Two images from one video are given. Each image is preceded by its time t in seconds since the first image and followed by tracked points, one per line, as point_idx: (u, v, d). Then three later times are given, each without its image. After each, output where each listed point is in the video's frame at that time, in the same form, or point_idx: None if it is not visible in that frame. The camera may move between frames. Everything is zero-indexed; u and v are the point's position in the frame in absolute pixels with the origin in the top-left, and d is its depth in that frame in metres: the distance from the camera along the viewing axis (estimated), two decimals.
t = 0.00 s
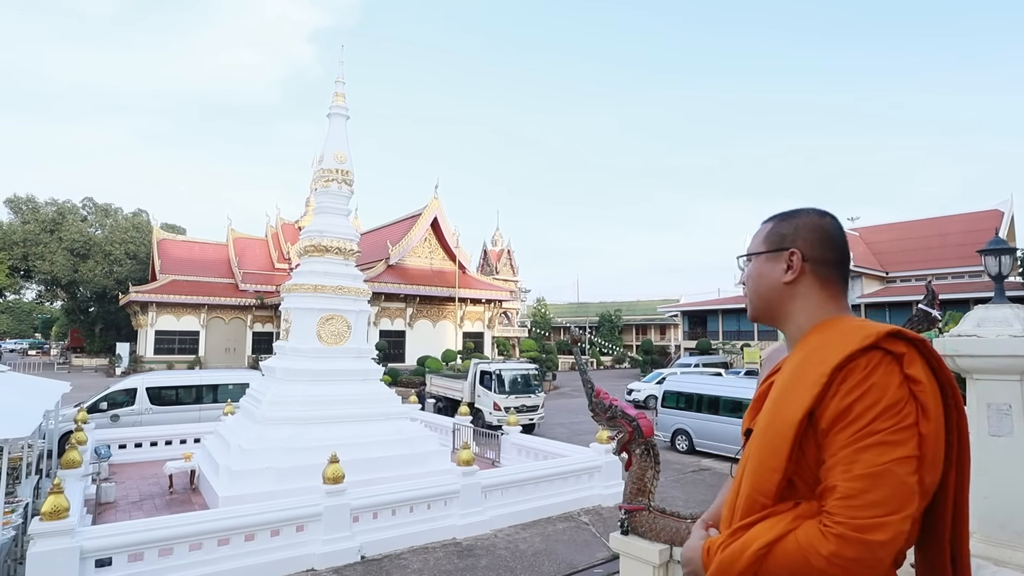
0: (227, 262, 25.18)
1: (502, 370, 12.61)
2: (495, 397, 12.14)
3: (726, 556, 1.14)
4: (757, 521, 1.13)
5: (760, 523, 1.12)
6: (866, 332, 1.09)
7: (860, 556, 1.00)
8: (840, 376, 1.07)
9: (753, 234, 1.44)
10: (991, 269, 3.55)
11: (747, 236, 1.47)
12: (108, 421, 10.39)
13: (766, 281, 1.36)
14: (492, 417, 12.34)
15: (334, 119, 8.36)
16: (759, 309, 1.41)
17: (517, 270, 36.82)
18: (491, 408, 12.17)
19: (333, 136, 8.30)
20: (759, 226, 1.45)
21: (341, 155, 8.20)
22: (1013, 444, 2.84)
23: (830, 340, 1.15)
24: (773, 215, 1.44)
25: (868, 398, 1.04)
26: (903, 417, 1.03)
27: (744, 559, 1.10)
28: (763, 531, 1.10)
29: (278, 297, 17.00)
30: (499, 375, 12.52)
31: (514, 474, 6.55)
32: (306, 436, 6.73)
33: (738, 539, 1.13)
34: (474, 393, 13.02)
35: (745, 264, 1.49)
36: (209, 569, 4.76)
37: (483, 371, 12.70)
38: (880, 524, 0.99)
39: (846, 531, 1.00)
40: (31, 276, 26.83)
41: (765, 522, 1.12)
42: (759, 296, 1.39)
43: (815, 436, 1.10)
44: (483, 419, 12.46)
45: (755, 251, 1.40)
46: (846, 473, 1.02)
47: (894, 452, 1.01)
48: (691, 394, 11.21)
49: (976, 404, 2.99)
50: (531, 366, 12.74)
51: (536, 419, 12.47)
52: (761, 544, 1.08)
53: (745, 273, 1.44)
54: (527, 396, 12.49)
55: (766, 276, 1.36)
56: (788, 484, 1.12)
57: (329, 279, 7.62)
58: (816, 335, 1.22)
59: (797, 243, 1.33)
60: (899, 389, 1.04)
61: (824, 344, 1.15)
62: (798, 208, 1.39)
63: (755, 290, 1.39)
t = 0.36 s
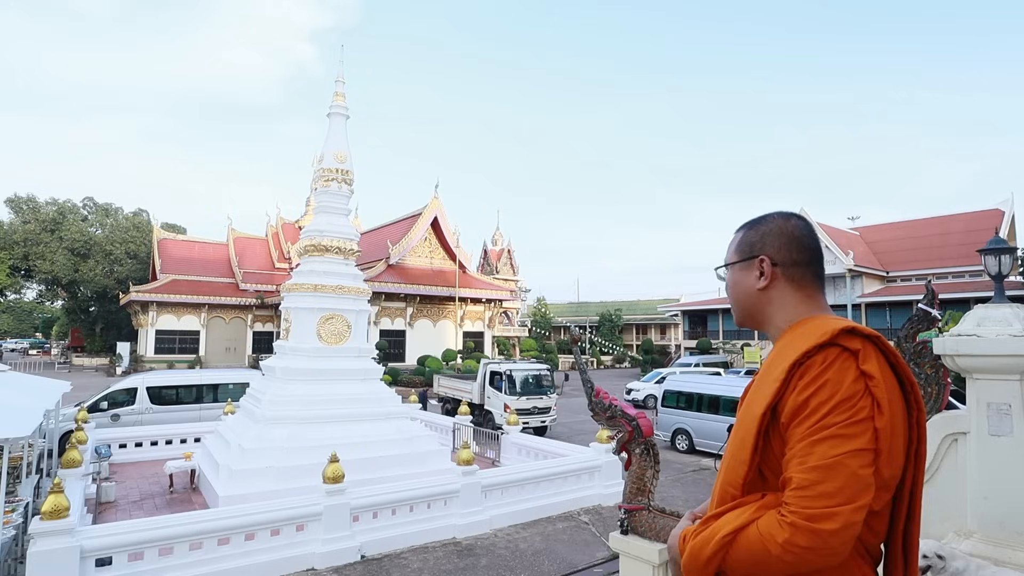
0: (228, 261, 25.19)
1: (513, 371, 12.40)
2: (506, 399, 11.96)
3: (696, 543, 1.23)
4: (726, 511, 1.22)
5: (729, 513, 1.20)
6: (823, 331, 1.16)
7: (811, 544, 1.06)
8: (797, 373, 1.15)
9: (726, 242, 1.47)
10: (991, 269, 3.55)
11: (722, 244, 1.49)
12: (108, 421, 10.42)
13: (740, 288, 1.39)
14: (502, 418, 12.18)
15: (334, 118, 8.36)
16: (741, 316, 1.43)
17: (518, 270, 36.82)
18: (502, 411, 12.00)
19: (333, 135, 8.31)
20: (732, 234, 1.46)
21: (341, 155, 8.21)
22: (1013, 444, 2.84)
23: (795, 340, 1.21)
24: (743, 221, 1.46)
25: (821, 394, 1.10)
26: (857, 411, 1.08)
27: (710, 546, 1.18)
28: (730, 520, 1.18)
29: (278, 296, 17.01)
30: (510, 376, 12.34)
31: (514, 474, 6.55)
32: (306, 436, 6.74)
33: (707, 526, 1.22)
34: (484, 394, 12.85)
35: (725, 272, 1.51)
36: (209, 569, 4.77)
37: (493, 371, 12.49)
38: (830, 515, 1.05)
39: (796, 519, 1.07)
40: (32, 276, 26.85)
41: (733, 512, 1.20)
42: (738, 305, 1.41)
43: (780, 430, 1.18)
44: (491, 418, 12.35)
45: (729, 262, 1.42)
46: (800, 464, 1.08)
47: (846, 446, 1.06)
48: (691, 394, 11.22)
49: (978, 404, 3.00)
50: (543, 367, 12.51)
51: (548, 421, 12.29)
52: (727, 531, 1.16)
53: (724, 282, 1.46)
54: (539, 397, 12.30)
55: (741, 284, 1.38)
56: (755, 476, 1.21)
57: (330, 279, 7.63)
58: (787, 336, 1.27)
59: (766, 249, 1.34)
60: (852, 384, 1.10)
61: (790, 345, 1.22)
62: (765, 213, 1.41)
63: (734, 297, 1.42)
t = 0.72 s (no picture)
0: (229, 261, 25.22)
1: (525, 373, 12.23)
2: (518, 401, 11.78)
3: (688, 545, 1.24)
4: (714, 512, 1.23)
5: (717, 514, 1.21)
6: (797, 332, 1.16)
7: (794, 543, 1.06)
8: (775, 373, 1.16)
9: (709, 244, 1.47)
10: (991, 268, 3.55)
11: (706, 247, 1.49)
12: (109, 420, 10.46)
13: (725, 290, 1.39)
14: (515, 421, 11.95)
15: (335, 118, 8.37)
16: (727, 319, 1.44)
17: (519, 270, 36.81)
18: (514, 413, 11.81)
19: (334, 135, 8.31)
20: (715, 236, 1.47)
21: (342, 155, 8.21)
22: (1014, 444, 2.84)
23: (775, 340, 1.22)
24: (725, 223, 1.46)
25: (799, 394, 1.11)
26: (835, 408, 1.08)
27: (699, 549, 1.20)
28: (719, 520, 1.19)
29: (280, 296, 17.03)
30: (521, 377, 12.15)
31: (515, 473, 6.56)
32: (308, 435, 6.76)
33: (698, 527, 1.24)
34: (495, 395, 12.68)
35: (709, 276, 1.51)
36: (211, 568, 4.79)
37: (504, 373, 12.34)
38: (811, 513, 1.05)
39: (777, 519, 1.07)
40: (33, 276, 26.90)
41: (722, 512, 1.21)
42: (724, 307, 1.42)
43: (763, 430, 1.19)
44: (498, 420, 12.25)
45: (713, 266, 1.42)
46: (780, 464, 1.09)
47: (825, 444, 1.06)
48: (692, 394, 11.21)
49: (978, 403, 3.00)
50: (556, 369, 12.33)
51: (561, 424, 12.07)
52: (715, 532, 1.17)
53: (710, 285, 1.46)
54: (552, 399, 12.07)
55: (726, 288, 1.38)
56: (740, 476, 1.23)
57: (331, 279, 7.64)
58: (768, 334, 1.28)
59: (750, 252, 1.34)
60: (829, 381, 1.10)
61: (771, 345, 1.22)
62: (745, 215, 1.41)
63: (720, 300, 1.42)
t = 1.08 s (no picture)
0: (231, 261, 25.25)
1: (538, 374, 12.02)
2: (532, 403, 11.57)
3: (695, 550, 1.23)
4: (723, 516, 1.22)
5: (724, 516, 1.21)
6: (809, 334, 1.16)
7: (805, 547, 1.06)
8: (786, 375, 1.15)
9: (711, 243, 1.46)
10: (993, 269, 3.54)
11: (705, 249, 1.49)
12: (112, 420, 10.49)
13: (727, 289, 1.39)
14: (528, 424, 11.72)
15: (336, 118, 8.37)
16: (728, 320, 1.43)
17: (520, 270, 36.79)
18: (528, 415, 11.59)
19: (335, 135, 8.32)
20: (716, 236, 1.45)
21: (343, 155, 8.23)
22: (1016, 445, 2.83)
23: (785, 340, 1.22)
24: (727, 222, 1.46)
25: (810, 395, 1.11)
26: (843, 411, 1.08)
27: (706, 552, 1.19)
28: (726, 522, 1.19)
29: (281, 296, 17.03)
30: (535, 378, 11.91)
31: (516, 473, 6.56)
32: (310, 435, 6.77)
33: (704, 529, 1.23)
34: (507, 398, 12.44)
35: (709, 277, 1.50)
36: (212, 567, 4.79)
37: (517, 375, 12.13)
38: (823, 519, 1.05)
39: (788, 521, 1.07)
40: (36, 276, 26.96)
41: (729, 515, 1.20)
42: (728, 308, 1.40)
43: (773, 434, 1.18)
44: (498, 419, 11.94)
45: (716, 266, 1.41)
46: (791, 467, 1.09)
47: (835, 447, 1.06)
48: (694, 394, 11.20)
49: (980, 403, 2.99)
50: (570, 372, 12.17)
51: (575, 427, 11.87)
52: (721, 536, 1.17)
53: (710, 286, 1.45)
54: (566, 401, 11.88)
55: (734, 286, 1.37)
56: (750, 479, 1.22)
57: (332, 279, 7.65)
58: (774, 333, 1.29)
59: (758, 252, 1.34)
60: (840, 384, 1.10)
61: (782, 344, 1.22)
62: (747, 215, 1.41)
63: (724, 301, 1.41)
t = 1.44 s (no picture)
0: (234, 261, 25.29)
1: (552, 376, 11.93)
2: (547, 406, 11.49)
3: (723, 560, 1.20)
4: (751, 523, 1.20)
5: (755, 523, 1.18)
6: (841, 333, 1.14)
7: (850, 553, 1.06)
8: (822, 377, 1.13)
9: (705, 261, 1.42)
10: (996, 268, 3.53)
11: (698, 268, 1.44)
12: (115, 420, 10.50)
13: (739, 304, 1.35)
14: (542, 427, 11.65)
15: (338, 118, 8.39)
16: (739, 338, 1.38)
17: (522, 270, 36.77)
18: (542, 419, 11.49)
19: (337, 135, 8.34)
20: (708, 253, 1.42)
21: (345, 155, 8.24)
22: (1018, 445, 2.82)
23: (810, 342, 1.19)
24: (715, 237, 1.44)
25: (850, 396, 1.09)
26: (883, 412, 1.08)
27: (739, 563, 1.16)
28: (760, 529, 1.16)
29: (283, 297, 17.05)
30: (549, 380, 11.80)
31: (518, 473, 6.57)
32: (312, 435, 6.79)
33: (734, 540, 1.19)
34: (520, 400, 12.32)
35: (704, 296, 1.46)
36: (214, 567, 4.80)
37: (532, 376, 12.00)
38: (866, 521, 1.06)
39: (833, 527, 1.06)
40: (39, 276, 27.03)
41: (759, 522, 1.18)
42: (741, 323, 1.36)
43: (802, 435, 1.16)
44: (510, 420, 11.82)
45: (722, 283, 1.37)
46: (832, 471, 1.08)
47: (879, 449, 1.06)
48: (695, 394, 11.20)
49: (982, 403, 2.99)
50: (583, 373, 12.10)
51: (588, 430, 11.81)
52: (756, 543, 1.15)
53: (717, 306, 1.40)
54: (580, 403, 11.81)
55: (748, 300, 1.34)
56: (777, 483, 1.18)
57: (334, 279, 7.66)
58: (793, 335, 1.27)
59: (766, 261, 1.34)
60: (879, 384, 1.10)
61: (806, 344, 1.20)
62: (733, 227, 1.42)
63: (738, 318, 1.36)
